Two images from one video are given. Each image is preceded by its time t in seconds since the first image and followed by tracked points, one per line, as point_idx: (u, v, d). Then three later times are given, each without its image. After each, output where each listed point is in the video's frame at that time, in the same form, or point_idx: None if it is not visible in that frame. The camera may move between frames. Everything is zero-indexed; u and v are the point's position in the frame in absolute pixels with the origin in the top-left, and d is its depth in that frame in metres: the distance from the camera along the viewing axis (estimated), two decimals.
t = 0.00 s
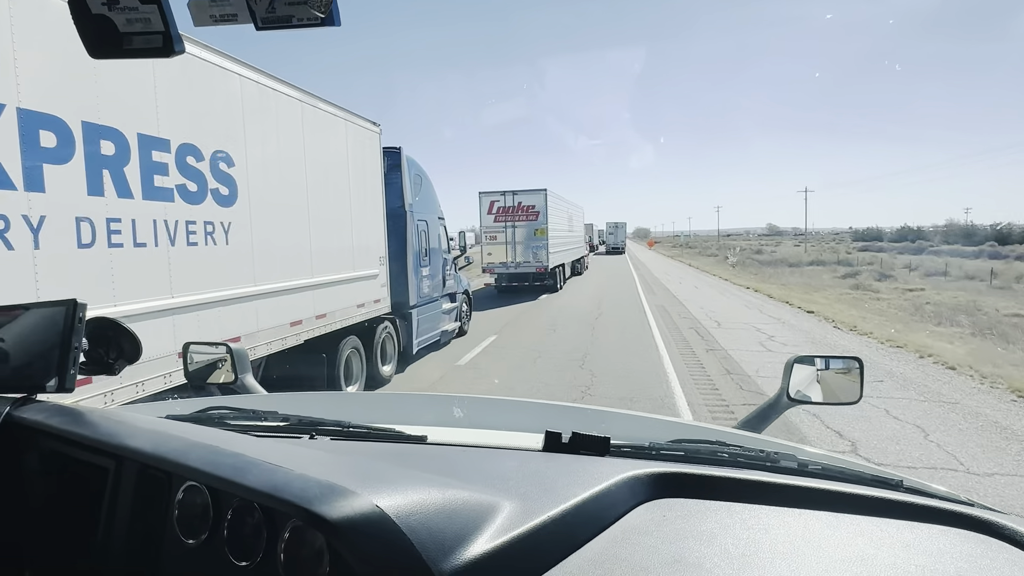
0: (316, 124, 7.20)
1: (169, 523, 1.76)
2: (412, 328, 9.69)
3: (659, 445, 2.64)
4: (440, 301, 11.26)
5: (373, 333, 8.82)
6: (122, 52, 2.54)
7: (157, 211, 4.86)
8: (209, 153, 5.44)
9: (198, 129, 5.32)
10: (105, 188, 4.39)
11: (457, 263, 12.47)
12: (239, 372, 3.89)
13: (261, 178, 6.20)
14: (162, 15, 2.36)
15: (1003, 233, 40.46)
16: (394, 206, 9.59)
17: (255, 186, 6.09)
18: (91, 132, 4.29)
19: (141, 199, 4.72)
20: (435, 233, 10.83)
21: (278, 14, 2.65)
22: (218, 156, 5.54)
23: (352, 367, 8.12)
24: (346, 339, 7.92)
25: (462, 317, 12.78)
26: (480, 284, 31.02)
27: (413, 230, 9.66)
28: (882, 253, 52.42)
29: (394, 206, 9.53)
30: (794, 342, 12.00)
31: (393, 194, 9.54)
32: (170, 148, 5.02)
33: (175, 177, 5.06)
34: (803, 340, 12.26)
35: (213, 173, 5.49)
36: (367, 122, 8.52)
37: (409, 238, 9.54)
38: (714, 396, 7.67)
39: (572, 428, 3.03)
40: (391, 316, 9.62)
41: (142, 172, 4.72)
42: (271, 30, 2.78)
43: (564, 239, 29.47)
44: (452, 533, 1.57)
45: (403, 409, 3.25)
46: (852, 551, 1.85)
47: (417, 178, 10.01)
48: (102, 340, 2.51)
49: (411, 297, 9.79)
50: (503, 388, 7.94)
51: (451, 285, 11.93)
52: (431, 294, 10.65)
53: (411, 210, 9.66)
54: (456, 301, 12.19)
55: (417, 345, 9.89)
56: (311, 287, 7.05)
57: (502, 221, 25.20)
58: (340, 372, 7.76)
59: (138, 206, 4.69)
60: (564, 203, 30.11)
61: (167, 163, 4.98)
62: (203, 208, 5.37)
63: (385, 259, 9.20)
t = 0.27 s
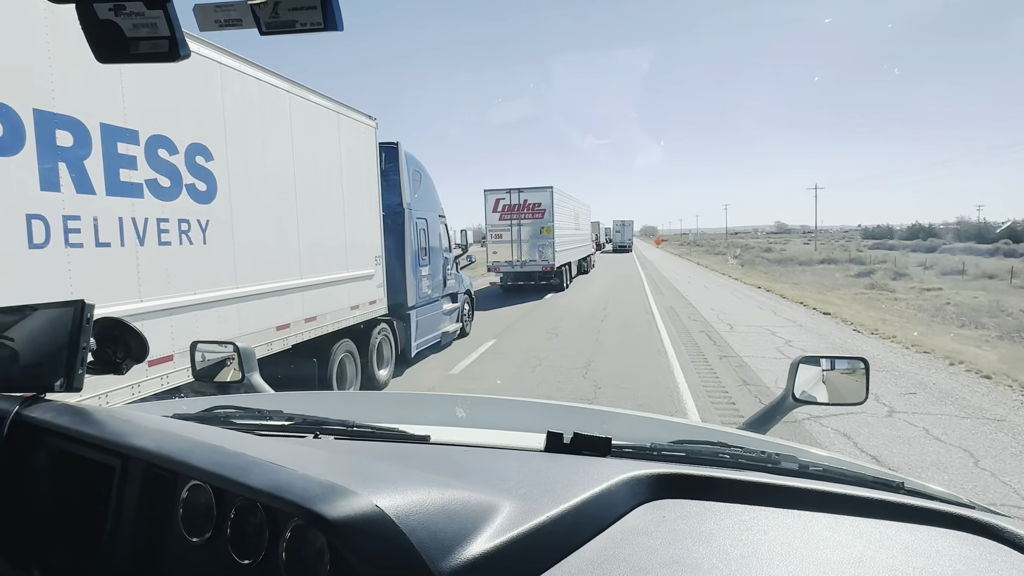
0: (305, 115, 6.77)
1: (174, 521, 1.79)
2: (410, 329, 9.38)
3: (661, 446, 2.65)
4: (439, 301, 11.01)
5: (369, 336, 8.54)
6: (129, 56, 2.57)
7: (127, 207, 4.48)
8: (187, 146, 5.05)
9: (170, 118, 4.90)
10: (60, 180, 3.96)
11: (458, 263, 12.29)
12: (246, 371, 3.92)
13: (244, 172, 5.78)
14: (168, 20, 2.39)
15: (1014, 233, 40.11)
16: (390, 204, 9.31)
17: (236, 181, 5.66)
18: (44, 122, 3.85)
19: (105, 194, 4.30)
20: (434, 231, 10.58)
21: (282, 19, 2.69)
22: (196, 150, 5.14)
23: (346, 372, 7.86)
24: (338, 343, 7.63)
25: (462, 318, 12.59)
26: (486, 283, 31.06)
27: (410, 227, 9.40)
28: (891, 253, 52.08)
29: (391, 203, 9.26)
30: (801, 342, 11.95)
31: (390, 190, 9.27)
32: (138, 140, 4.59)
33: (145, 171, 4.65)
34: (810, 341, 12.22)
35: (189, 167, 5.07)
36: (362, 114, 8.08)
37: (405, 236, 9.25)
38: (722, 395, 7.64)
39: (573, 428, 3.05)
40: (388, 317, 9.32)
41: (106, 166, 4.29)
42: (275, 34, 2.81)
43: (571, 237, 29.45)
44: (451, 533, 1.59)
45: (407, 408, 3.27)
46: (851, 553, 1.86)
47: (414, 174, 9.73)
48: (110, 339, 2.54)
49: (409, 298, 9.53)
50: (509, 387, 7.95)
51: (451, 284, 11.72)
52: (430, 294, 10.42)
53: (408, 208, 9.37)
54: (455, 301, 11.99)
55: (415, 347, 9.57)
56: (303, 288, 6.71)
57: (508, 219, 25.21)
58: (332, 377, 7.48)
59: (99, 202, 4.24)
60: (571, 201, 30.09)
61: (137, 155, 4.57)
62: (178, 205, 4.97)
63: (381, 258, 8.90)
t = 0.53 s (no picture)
0: (294, 107, 6.60)
1: (170, 517, 1.79)
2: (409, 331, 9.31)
3: (662, 442, 2.63)
4: (440, 300, 10.92)
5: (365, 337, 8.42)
6: (124, 53, 2.57)
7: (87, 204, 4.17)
8: (155, 138, 4.77)
9: (140, 109, 4.62)
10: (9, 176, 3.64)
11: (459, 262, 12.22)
12: (251, 368, 3.93)
13: (226, 167, 5.55)
14: (162, 16, 2.39)
15: None
16: (388, 201, 9.23)
17: (216, 177, 5.42)
18: None
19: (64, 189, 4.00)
20: (433, 228, 10.50)
21: (276, 14, 2.67)
22: (167, 142, 4.87)
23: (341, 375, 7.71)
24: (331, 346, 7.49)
25: (465, 317, 12.54)
26: (493, 281, 31.02)
27: (409, 225, 9.32)
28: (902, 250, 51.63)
29: (389, 200, 9.18)
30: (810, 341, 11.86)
31: (388, 187, 9.18)
32: (103, 131, 4.30)
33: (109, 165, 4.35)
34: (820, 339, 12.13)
35: (161, 160, 4.82)
36: (355, 107, 7.90)
37: (404, 234, 9.19)
38: (731, 396, 7.60)
39: (574, 424, 3.04)
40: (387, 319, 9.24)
41: (62, 162, 3.98)
42: (270, 29, 2.80)
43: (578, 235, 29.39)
44: (444, 529, 1.58)
45: (408, 405, 3.27)
46: (851, 550, 1.84)
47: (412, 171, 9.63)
48: (111, 337, 2.55)
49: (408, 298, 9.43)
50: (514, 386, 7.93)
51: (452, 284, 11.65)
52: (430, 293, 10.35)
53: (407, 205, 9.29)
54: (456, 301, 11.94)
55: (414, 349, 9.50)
56: (289, 290, 6.50)
57: (515, 216, 25.18)
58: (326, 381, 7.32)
59: (57, 198, 3.95)
60: (578, 199, 30.04)
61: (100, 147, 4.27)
62: (146, 200, 4.68)
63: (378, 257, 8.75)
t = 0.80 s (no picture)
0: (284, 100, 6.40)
1: (195, 513, 1.84)
2: (409, 334, 9.23)
3: (675, 442, 2.65)
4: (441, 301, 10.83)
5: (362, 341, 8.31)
6: (148, 59, 2.62)
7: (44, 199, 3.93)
8: (123, 129, 4.54)
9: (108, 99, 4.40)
10: None
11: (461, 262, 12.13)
12: (265, 366, 3.99)
13: (204, 163, 5.33)
14: (186, 23, 2.44)
15: None
16: (388, 198, 9.12)
17: (193, 173, 5.20)
18: None
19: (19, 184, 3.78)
20: (434, 227, 10.39)
21: (296, 20, 2.72)
22: (135, 132, 4.63)
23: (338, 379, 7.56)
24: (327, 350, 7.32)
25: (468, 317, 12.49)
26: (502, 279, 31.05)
27: (409, 224, 9.21)
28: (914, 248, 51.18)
29: (389, 198, 9.07)
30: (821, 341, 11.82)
31: (388, 184, 9.06)
32: (61, 121, 4.05)
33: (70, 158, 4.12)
34: (831, 340, 12.07)
35: (130, 152, 4.59)
36: (350, 100, 7.70)
37: (405, 232, 9.09)
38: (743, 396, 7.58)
39: (587, 423, 3.06)
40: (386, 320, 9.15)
41: (13, 152, 3.73)
42: (290, 35, 2.84)
43: (587, 234, 29.36)
44: (464, 527, 1.61)
45: (421, 403, 3.30)
46: (865, 549, 1.85)
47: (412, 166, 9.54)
48: (132, 336, 2.60)
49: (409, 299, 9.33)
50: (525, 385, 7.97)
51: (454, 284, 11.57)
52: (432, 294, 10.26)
53: (407, 203, 9.20)
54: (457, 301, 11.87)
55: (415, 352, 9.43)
56: (282, 292, 6.34)
57: (523, 214, 25.15)
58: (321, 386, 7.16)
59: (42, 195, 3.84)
60: (587, 197, 30.00)
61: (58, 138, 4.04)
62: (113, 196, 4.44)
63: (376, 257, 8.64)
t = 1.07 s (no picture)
0: (268, 92, 6.19)
1: (200, 505, 1.83)
2: (407, 336, 9.16)
3: (684, 437, 2.62)
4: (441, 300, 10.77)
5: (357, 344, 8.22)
6: (155, 49, 2.61)
7: None
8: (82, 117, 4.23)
9: (66, 85, 4.11)
10: None
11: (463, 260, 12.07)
12: (275, 361, 3.97)
13: (184, 157, 5.11)
14: (192, 12, 2.43)
15: None
16: (385, 195, 9.02)
17: (172, 168, 4.99)
18: None
19: None
20: (433, 224, 10.32)
21: (302, 10, 2.71)
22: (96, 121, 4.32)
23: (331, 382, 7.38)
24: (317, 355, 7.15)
25: (470, 317, 12.44)
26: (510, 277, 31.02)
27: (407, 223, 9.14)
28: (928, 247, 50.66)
29: (386, 195, 8.99)
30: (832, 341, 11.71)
31: (384, 181, 8.98)
32: (7, 107, 3.73)
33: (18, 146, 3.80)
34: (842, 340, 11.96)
35: (89, 143, 4.27)
36: (342, 90, 7.53)
37: (402, 229, 9.02)
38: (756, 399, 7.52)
39: (595, 418, 3.04)
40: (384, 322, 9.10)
41: None
42: (296, 25, 2.83)
43: (596, 231, 29.26)
44: (469, 520, 1.59)
45: (428, 398, 3.29)
46: (878, 547, 1.82)
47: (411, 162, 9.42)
48: (140, 329, 2.60)
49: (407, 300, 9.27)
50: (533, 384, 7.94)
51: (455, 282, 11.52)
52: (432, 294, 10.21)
53: (405, 200, 9.12)
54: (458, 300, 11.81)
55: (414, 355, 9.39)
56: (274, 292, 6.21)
57: (531, 211, 25.08)
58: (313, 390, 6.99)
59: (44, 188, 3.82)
60: (596, 193, 29.89)
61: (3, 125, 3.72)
62: (68, 190, 4.11)
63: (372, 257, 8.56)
